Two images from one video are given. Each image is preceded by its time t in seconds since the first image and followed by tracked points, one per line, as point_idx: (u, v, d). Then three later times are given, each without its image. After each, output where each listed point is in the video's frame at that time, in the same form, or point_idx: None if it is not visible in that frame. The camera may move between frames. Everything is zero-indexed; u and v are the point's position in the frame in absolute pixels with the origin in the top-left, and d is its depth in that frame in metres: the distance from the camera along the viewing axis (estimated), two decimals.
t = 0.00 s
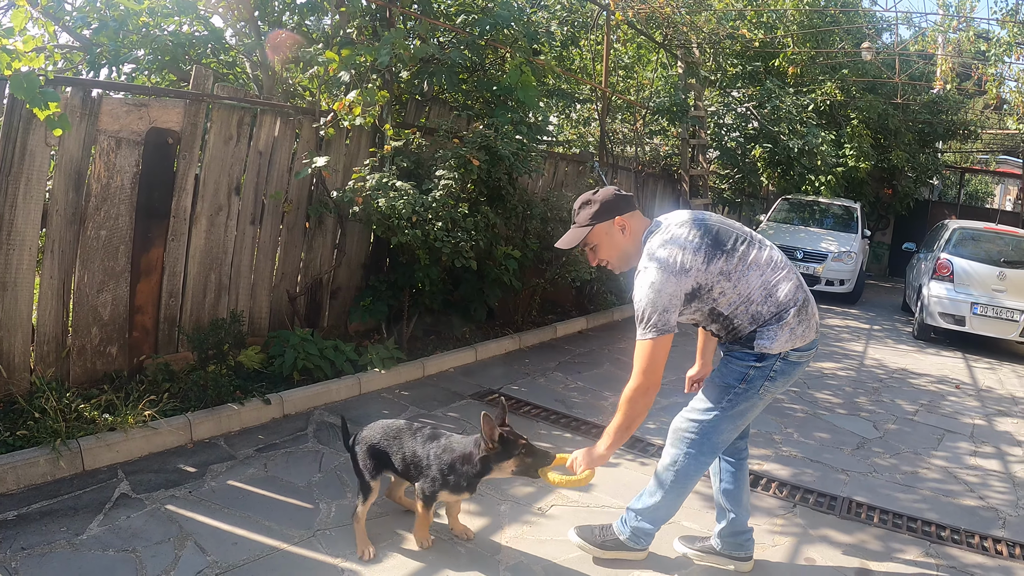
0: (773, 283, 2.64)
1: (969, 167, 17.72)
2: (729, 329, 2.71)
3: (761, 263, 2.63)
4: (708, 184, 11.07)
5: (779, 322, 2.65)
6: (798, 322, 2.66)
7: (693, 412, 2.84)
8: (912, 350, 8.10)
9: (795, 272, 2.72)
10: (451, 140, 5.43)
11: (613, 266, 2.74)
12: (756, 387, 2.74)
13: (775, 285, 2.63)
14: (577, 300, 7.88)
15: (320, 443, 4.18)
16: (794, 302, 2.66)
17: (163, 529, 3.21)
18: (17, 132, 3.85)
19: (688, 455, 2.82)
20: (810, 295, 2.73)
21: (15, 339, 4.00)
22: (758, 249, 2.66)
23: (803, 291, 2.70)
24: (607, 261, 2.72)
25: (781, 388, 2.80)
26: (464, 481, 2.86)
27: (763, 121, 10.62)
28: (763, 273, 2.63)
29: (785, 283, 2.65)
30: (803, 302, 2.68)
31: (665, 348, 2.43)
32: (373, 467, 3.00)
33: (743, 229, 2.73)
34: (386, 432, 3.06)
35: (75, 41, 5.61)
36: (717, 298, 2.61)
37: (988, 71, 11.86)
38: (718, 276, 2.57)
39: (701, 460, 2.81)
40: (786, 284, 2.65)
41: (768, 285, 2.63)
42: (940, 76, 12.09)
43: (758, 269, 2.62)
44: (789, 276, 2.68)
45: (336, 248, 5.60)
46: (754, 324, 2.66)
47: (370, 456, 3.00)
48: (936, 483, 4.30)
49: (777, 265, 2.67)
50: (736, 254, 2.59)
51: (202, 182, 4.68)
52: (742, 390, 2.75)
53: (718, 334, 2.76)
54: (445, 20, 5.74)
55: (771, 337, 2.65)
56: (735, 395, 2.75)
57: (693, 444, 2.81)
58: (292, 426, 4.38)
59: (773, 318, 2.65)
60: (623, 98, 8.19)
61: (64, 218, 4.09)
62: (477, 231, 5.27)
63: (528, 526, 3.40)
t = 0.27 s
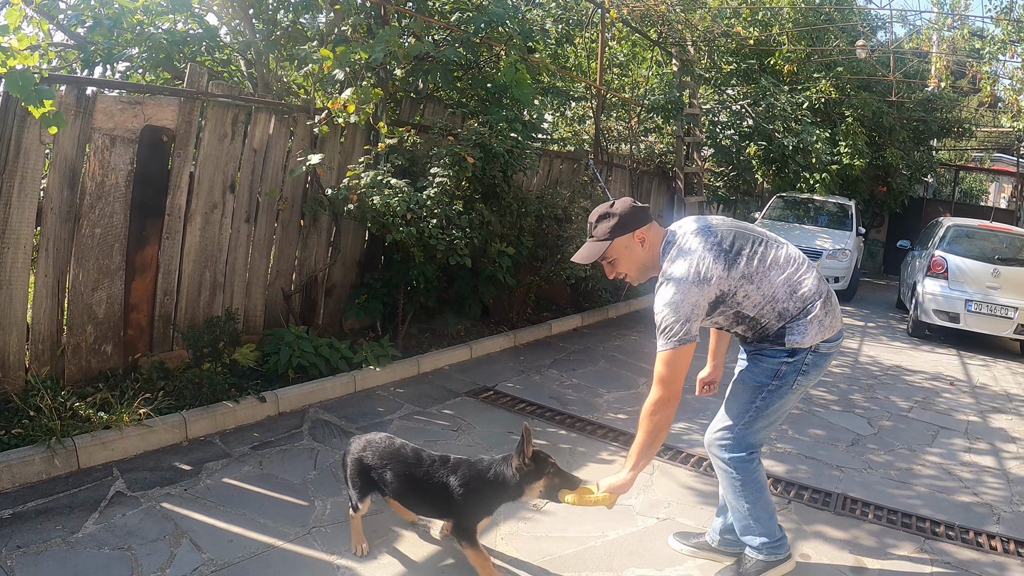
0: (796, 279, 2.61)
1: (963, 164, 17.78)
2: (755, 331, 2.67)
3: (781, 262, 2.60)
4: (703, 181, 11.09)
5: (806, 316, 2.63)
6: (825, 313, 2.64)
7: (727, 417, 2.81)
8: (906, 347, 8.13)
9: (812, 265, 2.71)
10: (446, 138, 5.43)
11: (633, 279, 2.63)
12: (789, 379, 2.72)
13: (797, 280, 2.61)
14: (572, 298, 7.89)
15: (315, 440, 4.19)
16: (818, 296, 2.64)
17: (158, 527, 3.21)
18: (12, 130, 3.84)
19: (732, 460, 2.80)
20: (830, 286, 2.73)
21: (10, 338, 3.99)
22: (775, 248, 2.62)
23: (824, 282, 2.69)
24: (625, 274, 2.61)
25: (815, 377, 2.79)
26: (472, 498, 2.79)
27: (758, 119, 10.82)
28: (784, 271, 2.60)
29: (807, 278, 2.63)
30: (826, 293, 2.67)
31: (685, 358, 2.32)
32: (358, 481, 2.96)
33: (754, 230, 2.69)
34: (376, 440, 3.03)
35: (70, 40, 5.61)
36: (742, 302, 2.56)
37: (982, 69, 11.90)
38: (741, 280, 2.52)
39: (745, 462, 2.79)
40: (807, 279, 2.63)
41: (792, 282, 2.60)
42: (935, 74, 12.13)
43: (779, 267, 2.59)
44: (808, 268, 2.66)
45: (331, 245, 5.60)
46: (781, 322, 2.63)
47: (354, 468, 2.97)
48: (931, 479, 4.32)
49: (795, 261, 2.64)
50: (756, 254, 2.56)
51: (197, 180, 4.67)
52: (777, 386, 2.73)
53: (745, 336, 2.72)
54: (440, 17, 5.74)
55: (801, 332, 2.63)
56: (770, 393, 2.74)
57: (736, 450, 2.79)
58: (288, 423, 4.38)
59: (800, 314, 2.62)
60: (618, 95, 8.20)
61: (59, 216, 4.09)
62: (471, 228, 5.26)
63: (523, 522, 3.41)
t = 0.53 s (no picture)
0: (818, 291, 2.59)
1: (960, 162, 17.79)
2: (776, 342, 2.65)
3: (803, 273, 2.58)
4: (700, 178, 11.10)
5: (827, 328, 2.61)
6: (844, 327, 2.64)
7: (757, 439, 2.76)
8: (903, 344, 8.15)
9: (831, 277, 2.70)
10: (442, 135, 5.42)
11: (651, 290, 2.57)
12: (814, 396, 2.71)
13: (819, 291, 2.59)
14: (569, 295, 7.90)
15: (311, 436, 4.19)
16: (837, 309, 2.63)
17: (154, 523, 3.22)
18: (8, 127, 3.84)
19: (763, 480, 2.78)
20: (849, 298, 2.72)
21: (6, 335, 3.99)
22: (796, 259, 2.60)
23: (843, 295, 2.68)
24: (643, 285, 2.56)
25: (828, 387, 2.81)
26: (477, 506, 2.58)
27: (756, 117, 10.89)
28: (807, 282, 2.58)
29: (828, 290, 2.61)
30: (845, 305, 2.67)
31: (701, 365, 2.33)
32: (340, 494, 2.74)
33: (775, 240, 2.66)
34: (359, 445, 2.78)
35: (66, 37, 5.61)
36: (765, 313, 2.54)
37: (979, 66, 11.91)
38: (765, 292, 2.49)
39: (776, 482, 2.79)
40: (828, 291, 2.62)
41: (814, 293, 2.58)
42: (932, 71, 12.13)
43: (801, 279, 2.57)
44: (827, 280, 2.65)
45: (327, 242, 5.60)
46: (802, 334, 2.61)
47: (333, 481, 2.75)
48: (926, 475, 4.33)
49: (816, 272, 2.63)
50: (779, 265, 2.53)
51: (193, 177, 4.67)
52: (803, 403, 2.71)
53: (764, 349, 2.69)
54: (436, 14, 5.74)
55: (823, 345, 2.61)
56: (797, 410, 2.71)
57: (768, 471, 2.77)
58: (284, 420, 4.39)
59: (821, 327, 2.61)
60: (615, 92, 8.20)
61: (55, 213, 4.09)
62: (468, 225, 5.26)
63: (518, 518, 3.42)
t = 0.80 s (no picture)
0: (781, 269, 2.71)
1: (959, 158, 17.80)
2: (742, 319, 2.74)
3: (767, 251, 2.69)
4: (698, 175, 11.11)
5: (789, 305, 2.74)
6: (803, 303, 2.78)
7: (738, 426, 2.85)
8: (900, 340, 8.16)
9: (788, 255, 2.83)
10: (438, 131, 5.41)
11: (620, 266, 2.58)
12: (784, 369, 2.81)
13: (782, 270, 2.72)
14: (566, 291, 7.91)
15: (307, 432, 4.20)
16: (796, 286, 2.77)
17: (150, 517, 3.24)
18: (5, 124, 3.85)
19: (751, 464, 2.85)
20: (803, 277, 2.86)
21: (4, 331, 4.00)
22: (761, 238, 2.71)
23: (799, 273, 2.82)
24: (614, 259, 2.56)
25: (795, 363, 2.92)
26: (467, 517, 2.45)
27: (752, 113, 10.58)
28: (771, 260, 2.69)
29: (789, 268, 2.74)
30: (802, 283, 2.81)
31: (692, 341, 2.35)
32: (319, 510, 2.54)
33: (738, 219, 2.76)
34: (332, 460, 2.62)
35: (64, 35, 5.63)
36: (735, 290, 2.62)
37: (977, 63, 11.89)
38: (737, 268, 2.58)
39: (764, 464, 2.87)
40: (789, 269, 2.74)
41: (777, 272, 2.70)
42: (930, 68, 12.13)
43: (767, 257, 2.68)
44: (787, 259, 2.79)
45: (324, 239, 5.62)
46: (767, 311, 2.72)
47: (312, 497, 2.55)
48: (922, 471, 4.33)
49: (778, 251, 2.75)
50: (748, 243, 2.62)
51: (190, 173, 4.68)
52: (774, 381, 2.81)
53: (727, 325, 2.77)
54: (433, 11, 5.75)
55: (787, 321, 2.73)
56: (769, 389, 2.81)
57: (754, 454, 2.85)
58: (280, 415, 4.40)
59: (785, 303, 2.73)
60: (612, 89, 8.21)
61: (52, 210, 4.10)
62: (464, 221, 5.27)
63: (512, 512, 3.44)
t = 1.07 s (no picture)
0: (733, 245, 2.91)
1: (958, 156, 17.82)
2: (700, 294, 2.93)
3: (721, 229, 2.89)
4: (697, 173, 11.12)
5: (741, 279, 2.95)
6: (753, 277, 2.99)
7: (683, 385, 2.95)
8: (898, 337, 8.19)
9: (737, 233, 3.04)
10: (438, 128, 5.41)
11: (586, 248, 2.67)
12: (729, 342, 3.00)
13: (735, 246, 2.92)
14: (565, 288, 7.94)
15: (307, 426, 4.23)
16: (745, 261, 2.98)
17: (150, 510, 3.26)
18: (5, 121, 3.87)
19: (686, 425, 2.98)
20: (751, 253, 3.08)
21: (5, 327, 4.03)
22: (714, 217, 2.90)
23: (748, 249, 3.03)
24: (580, 243, 2.63)
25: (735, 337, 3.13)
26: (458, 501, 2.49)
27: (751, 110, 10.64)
28: (725, 237, 2.88)
29: (739, 244, 2.95)
30: (750, 259, 3.03)
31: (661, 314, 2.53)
32: (319, 502, 2.49)
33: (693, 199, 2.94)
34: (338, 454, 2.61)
35: (64, 32, 5.65)
36: (694, 265, 2.80)
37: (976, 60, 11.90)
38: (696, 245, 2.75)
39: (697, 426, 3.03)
40: (739, 245, 2.96)
41: (731, 248, 2.90)
42: (929, 66, 12.13)
43: (721, 234, 2.87)
44: (737, 237, 3.00)
45: (323, 235, 5.64)
46: (722, 285, 2.92)
47: (315, 488, 2.50)
48: (919, 466, 4.35)
49: (729, 229, 2.95)
50: (704, 220, 2.81)
51: (189, 170, 4.70)
52: (720, 349, 2.98)
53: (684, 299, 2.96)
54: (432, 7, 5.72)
55: (739, 294, 2.95)
56: (715, 356, 2.97)
57: (691, 416, 2.99)
58: (280, 410, 4.42)
59: (737, 278, 2.94)
60: (611, 87, 8.22)
61: (52, 206, 4.12)
62: (463, 217, 5.28)
63: (509, 505, 3.46)
